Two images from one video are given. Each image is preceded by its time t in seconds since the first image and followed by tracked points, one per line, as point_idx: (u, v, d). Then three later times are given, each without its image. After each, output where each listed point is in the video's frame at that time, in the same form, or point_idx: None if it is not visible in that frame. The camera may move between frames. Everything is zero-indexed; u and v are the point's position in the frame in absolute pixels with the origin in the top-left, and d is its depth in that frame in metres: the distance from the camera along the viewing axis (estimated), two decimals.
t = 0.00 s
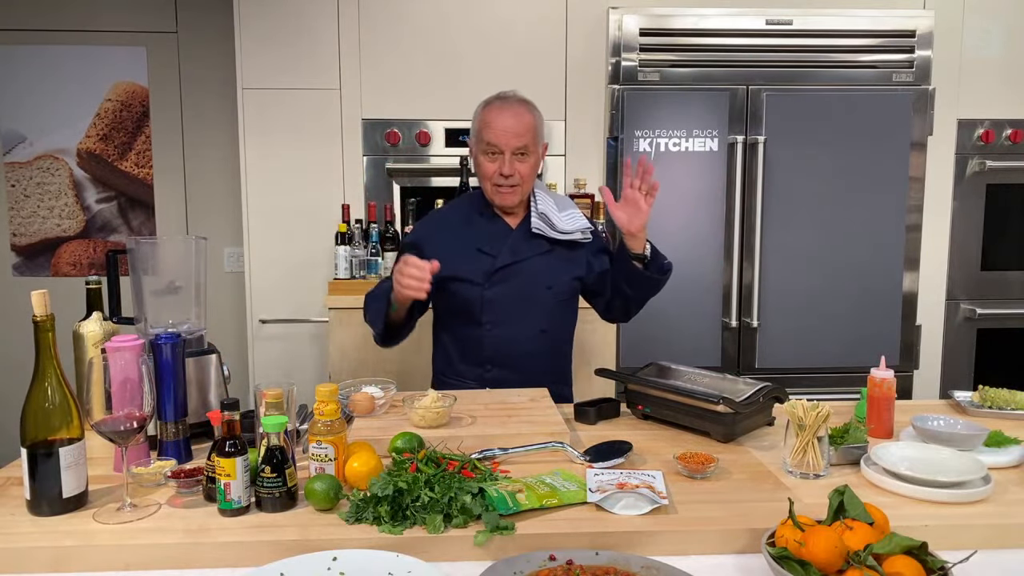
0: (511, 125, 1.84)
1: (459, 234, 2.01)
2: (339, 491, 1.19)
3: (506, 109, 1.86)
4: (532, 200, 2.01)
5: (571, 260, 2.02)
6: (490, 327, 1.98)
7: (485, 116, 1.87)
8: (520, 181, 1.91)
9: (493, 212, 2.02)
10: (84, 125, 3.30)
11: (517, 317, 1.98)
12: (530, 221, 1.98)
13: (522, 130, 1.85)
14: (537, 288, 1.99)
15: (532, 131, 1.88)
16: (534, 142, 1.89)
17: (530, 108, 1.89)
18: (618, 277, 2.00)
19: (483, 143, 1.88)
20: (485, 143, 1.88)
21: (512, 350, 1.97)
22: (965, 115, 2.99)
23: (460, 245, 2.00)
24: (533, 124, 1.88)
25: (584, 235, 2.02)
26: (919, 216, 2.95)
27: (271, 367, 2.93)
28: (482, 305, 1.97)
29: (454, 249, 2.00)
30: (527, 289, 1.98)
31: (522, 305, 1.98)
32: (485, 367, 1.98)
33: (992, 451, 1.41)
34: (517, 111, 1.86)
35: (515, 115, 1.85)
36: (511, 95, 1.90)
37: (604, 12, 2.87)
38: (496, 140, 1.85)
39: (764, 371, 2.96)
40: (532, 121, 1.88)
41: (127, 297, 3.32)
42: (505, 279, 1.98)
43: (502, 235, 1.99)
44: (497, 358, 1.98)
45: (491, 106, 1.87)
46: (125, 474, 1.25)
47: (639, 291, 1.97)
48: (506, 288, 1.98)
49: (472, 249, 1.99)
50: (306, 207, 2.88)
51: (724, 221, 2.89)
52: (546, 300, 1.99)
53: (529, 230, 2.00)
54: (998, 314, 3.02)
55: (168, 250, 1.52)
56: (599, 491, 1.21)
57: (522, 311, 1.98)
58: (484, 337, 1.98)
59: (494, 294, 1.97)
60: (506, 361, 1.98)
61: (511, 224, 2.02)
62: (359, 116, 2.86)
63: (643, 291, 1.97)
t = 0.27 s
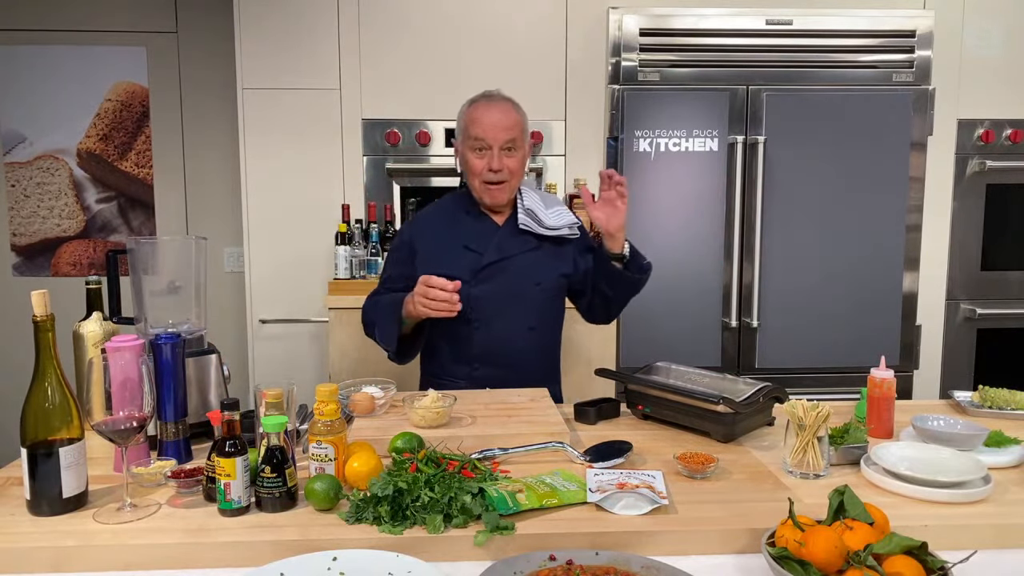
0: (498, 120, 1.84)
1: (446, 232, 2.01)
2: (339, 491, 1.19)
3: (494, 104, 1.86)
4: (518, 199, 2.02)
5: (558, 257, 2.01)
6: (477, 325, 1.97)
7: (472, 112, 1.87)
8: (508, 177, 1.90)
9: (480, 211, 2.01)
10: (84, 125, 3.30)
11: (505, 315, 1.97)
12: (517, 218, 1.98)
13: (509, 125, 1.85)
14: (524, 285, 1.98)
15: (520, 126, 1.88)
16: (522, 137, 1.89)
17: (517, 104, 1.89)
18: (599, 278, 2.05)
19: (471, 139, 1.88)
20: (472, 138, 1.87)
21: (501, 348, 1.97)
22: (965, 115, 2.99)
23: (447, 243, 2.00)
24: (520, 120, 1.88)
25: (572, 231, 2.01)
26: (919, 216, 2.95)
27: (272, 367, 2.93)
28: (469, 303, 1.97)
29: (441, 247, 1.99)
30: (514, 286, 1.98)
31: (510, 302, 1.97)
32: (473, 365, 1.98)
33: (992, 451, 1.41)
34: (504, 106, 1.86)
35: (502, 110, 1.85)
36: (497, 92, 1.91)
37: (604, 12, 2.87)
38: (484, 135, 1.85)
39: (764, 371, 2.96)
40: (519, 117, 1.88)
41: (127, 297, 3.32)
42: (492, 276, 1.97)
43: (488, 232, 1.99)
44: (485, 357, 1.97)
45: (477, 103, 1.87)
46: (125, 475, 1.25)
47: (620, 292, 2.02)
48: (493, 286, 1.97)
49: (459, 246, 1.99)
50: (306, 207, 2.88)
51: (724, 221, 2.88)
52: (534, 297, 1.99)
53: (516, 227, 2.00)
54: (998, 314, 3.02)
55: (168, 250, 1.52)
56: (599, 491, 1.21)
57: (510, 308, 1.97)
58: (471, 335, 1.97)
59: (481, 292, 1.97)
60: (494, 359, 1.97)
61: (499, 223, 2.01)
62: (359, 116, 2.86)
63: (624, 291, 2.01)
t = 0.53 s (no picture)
0: (487, 117, 1.86)
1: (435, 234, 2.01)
2: (339, 491, 1.19)
3: (483, 102, 1.88)
4: (509, 200, 2.03)
5: (548, 258, 2.03)
6: (468, 327, 1.97)
7: (461, 111, 1.89)
8: (499, 173, 1.91)
9: (470, 212, 2.02)
10: (84, 125, 3.30)
11: (496, 316, 1.97)
12: (507, 219, 2.00)
13: (498, 122, 1.87)
14: (515, 286, 1.98)
15: (509, 124, 1.90)
16: (511, 135, 1.91)
17: (506, 104, 1.93)
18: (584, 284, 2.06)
19: (461, 136, 1.89)
20: (462, 136, 1.89)
21: (491, 349, 1.97)
22: (965, 115, 2.99)
23: (436, 244, 2.00)
24: (509, 118, 1.91)
25: (561, 234, 2.04)
26: (919, 216, 2.95)
27: (272, 367, 2.93)
28: (460, 305, 1.97)
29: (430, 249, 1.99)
30: (504, 288, 1.98)
31: (500, 304, 1.98)
32: (462, 366, 1.98)
33: (992, 451, 1.41)
34: (493, 105, 1.88)
35: (491, 108, 1.88)
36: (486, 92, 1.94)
37: (604, 12, 2.87)
38: (474, 131, 1.86)
39: (764, 371, 2.96)
40: (508, 115, 1.91)
41: (127, 297, 3.32)
42: (483, 278, 1.97)
43: (479, 233, 1.99)
44: (475, 358, 1.98)
45: (466, 102, 1.90)
46: (125, 474, 1.25)
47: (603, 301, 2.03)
48: (483, 287, 1.97)
49: (449, 247, 1.99)
50: (306, 207, 2.88)
51: (724, 221, 2.89)
52: (524, 298, 1.99)
53: (507, 228, 2.01)
54: (998, 314, 3.02)
55: (168, 250, 1.52)
56: (599, 491, 1.21)
57: (500, 309, 1.98)
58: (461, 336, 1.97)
59: (471, 293, 1.97)
60: (485, 361, 1.98)
61: (488, 224, 2.02)
62: (359, 115, 2.86)
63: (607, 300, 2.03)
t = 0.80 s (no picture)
0: (475, 117, 1.84)
1: (429, 231, 1.99)
2: (339, 491, 1.19)
3: (470, 102, 1.86)
4: (502, 194, 2.01)
5: (542, 254, 2.04)
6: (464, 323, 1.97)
7: (449, 111, 1.87)
8: (489, 173, 1.90)
9: (463, 209, 2.00)
10: (84, 125, 3.30)
11: (492, 312, 1.98)
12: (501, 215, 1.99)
13: (487, 121, 1.85)
14: (510, 282, 1.99)
15: (498, 122, 1.88)
16: (500, 132, 1.89)
17: (494, 100, 1.89)
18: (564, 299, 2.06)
19: (449, 138, 1.88)
20: (451, 137, 1.87)
21: (487, 345, 1.97)
22: (965, 115, 2.99)
23: (430, 242, 1.98)
24: (497, 115, 1.88)
25: (554, 230, 2.04)
26: (919, 216, 2.95)
27: (272, 366, 2.93)
28: (456, 301, 1.97)
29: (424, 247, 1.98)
30: (499, 284, 1.99)
31: (496, 300, 1.98)
32: (457, 363, 1.97)
33: (992, 451, 1.41)
34: (480, 103, 1.86)
35: (479, 106, 1.85)
36: (473, 89, 1.91)
37: (604, 12, 2.87)
38: (462, 133, 1.84)
39: (764, 371, 2.97)
40: (497, 112, 1.88)
41: (127, 297, 3.32)
42: (478, 274, 1.98)
43: (473, 230, 1.99)
44: (470, 355, 1.97)
45: (454, 101, 1.88)
46: (125, 474, 1.25)
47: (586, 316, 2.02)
48: (478, 283, 1.98)
49: (444, 245, 1.98)
50: (306, 207, 2.88)
51: (724, 221, 2.89)
52: (519, 294, 2.00)
53: (501, 224, 2.00)
54: (998, 314, 3.02)
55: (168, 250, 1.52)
56: (599, 491, 1.21)
57: (495, 306, 1.98)
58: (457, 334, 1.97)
59: (466, 289, 1.98)
60: (481, 357, 1.98)
61: (483, 219, 2.01)
62: (359, 115, 2.86)
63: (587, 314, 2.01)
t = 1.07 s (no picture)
0: (458, 131, 1.77)
1: (424, 232, 2.00)
2: (339, 491, 1.19)
3: (453, 113, 1.78)
4: (498, 195, 2.01)
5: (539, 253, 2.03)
6: (459, 324, 1.97)
7: (433, 122, 1.80)
8: (476, 182, 1.87)
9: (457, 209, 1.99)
10: (84, 126, 3.30)
11: (487, 313, 1.98)
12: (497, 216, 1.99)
13: (470, 134, 1.78)
14: (506, 282, 1.99)
15: (483, 132, 1.81)
16: (486, 141, 1.83)
17: (480, 108, 1.81)
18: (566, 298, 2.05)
19: (434, 149, 1.83)
20: (435, 149, 1.83)
21: (482, 346, 1.97)
22: (965, 115, 2.99)
23: (425, 242, 1.99)
24: (483, 125, 1.80)
25: (551, 229, 2.04)
26: (919, 216, 2.95)
27: (272, 366, 2.93)
28: (451, 302, 1.97)
29: (420, 247, 1.98)
30: (495, 284, 1.99)
31: (491, 300, 1.98)
32: (453, 364, 1.98)
33: (992, 451, 1.41)
34: (464, 114, 1.78)
35: (462, 118, 1.78)
36: (459, 94, 1.82)
37: (604, 12, 2.87)
38: (445, 147, 1.79)
39: (764, 371, 2.97)
40: (481, 121, 1.80)
41: (126, 297, 3.32)
42: (474, 274, 1.98)
43: (468, 230, 1.99)
44: (466, 356, 1.98)
45: (438, 110, 1.80)
46: (125, 475, 1.25)
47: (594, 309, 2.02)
48: (474, 284, 1.97)
49: (439, 245, 1.98)
50: (305, 207, 2.88)
51: (724, 221, 2.89)
52: (515, 294, 2.00)
53: (496, 225, 2.00)
54: (998, 314, 3.02)
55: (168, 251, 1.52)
56: (599, 491, 1.21)
57: (491, 306, 1.98)
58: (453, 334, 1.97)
59: (461, 290, 1.97)
60: (476, 358, 1.98)
61: (477, 219, 2.01)
62: (359, 116, 2.86)
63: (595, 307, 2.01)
